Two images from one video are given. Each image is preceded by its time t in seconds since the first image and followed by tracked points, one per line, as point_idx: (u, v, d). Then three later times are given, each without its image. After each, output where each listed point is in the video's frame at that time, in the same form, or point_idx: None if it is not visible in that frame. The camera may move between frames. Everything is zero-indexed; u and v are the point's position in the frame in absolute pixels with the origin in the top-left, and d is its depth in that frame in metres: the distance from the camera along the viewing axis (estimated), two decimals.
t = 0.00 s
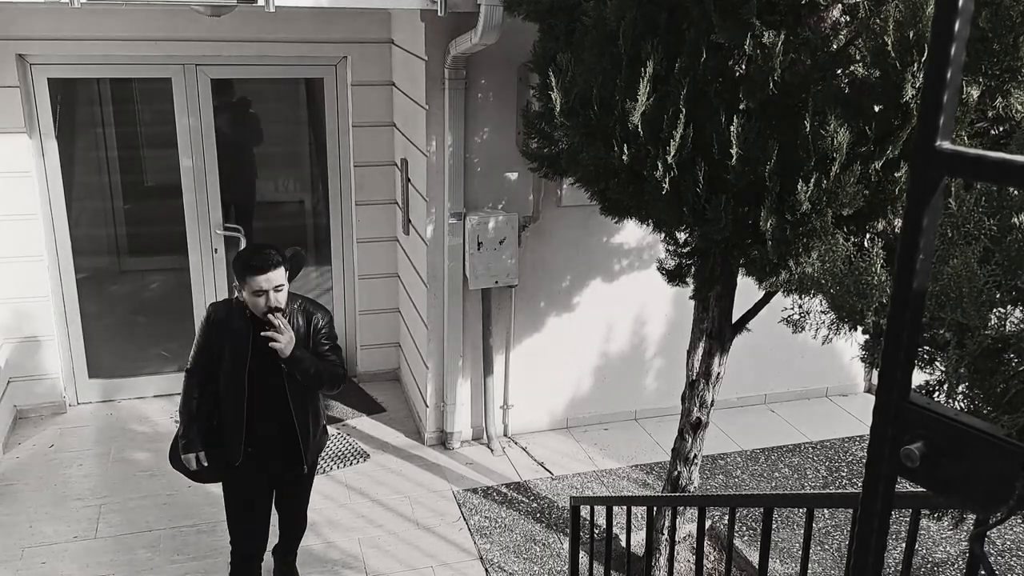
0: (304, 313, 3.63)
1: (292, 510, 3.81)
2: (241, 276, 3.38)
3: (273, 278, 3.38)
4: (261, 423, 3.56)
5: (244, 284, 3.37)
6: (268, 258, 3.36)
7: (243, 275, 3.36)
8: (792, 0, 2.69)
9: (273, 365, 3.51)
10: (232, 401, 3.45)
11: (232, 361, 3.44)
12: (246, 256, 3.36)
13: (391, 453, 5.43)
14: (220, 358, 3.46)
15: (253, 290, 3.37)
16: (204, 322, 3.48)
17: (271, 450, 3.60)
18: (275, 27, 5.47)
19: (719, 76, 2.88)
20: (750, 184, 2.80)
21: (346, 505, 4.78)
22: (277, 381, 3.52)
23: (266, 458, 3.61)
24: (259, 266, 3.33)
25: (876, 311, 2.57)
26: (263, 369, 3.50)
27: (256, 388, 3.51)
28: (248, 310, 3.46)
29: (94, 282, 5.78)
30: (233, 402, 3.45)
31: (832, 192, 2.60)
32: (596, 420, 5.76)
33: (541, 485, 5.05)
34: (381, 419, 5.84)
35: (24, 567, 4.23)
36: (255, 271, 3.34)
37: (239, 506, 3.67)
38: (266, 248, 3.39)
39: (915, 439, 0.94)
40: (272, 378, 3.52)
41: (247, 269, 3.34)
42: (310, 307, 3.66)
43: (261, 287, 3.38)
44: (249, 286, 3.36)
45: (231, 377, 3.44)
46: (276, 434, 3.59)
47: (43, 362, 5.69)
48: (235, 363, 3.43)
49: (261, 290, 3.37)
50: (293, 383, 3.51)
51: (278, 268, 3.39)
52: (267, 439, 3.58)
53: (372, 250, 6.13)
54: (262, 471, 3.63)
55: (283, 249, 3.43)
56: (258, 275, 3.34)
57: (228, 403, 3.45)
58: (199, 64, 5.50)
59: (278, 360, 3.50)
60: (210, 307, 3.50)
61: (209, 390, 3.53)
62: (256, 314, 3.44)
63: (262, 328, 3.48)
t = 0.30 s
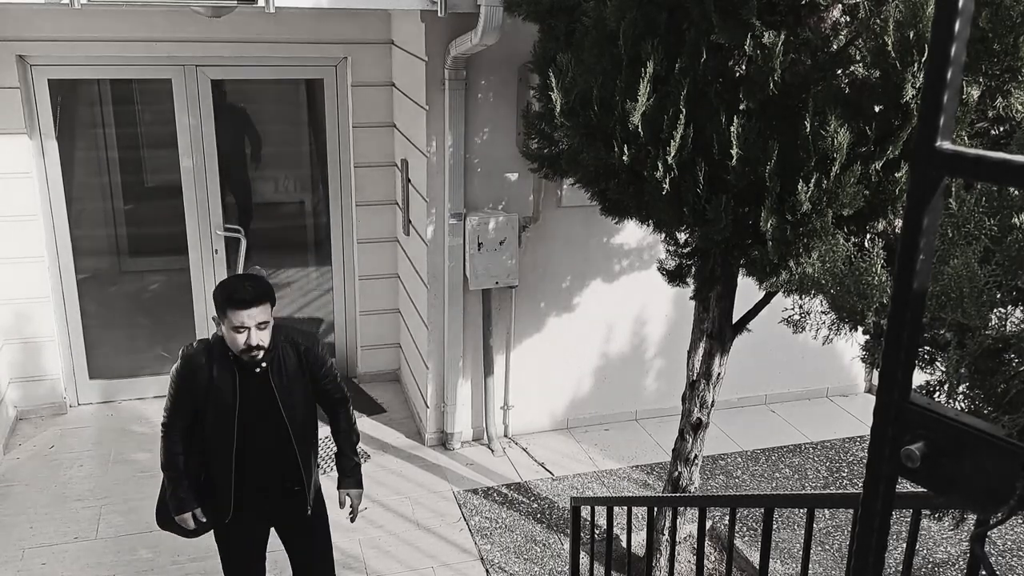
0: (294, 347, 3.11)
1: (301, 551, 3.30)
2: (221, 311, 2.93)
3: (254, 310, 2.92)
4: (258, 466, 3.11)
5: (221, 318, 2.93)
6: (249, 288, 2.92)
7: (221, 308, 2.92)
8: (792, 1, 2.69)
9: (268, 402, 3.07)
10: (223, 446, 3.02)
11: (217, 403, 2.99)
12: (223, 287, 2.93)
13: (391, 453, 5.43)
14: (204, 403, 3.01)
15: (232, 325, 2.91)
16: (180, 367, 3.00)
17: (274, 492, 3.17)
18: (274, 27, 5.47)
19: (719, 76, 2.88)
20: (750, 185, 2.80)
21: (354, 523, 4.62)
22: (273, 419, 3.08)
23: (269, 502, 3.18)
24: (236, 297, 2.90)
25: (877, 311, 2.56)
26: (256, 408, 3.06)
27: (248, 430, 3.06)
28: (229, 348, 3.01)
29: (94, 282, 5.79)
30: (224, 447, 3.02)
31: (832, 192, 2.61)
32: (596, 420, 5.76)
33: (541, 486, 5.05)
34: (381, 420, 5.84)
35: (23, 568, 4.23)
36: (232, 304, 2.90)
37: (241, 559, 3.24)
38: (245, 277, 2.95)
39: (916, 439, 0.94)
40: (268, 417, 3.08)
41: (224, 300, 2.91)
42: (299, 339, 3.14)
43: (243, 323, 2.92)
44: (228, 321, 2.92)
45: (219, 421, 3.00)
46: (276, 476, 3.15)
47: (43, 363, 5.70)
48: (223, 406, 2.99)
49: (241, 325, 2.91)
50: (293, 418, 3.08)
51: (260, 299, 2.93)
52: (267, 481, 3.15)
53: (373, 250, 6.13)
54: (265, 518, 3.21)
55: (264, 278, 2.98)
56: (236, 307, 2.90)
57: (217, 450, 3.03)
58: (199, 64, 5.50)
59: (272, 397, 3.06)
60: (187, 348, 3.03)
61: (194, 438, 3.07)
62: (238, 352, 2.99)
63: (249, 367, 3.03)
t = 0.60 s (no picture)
0: (318, 385, 2.92)
1: None
2: (254, 344, 2.71)
3: (295, 345, 2.72)
4: (268, 499, 2.91)
5: (256, 350, 2.71)
6: (288, 320, 2.74)
7: (256, 339, 2.70)
8: None
9: (285, 435, 2.85)
10: (234, 483, 2.77)
11: (229, 439, 2.75)
12: (259, 318, 2.72)
13: (391, 448, 5.44)
14: (211, 438, 2.76)
15: (269, 359, 2.70)
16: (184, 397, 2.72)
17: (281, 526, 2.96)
18: (274, 23, 5.46)
19: (720, 72, 2.88)
20: (750, 181, 2.80)
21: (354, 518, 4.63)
22: (288, 450, 2.87)
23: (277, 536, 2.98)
24: (280, 329, 2.70)
25: (877, 307, 2.56)
26: (266, 438, 2.83)
27: (260, 464, 2.83)
28: (255, 383, 2.78)
29: (94, 278, 5.79)
30: (235, 483, 2.77)
31: (832, 188, 2.61)
32: (596, 415, 5.77)
33: (540, 481, 5.07)
34: (381, 415, 5.85)
35: (24, 562, 4.24)
36: (274, 336, 2.69)
37: None
38: (285, 309, 2.77)
39: (915, 435, 0.94)
40: (284, 448, 2.86)
41: (262, 332, 2.70)
42: (323, 378, 2.95)
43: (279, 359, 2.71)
44: (263, 355, 2.70)
45: (230, 458, 2.75)
46: (289, 506, 2.96)
47: (43, 358, 5.70)
48: (236, 442, 2.75)
49: (279, 359, 2.70)
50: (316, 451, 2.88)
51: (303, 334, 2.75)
52: (277, 513, 2.94)
53: (373, 246, 6.13)
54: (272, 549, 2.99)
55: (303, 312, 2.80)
56: (276, 340, 2.69)
57: (227, 488, 2.78)
58: (199, 59, 5.49)
59: (292, 430, 2.84)
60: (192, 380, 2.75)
61: (196, 473, 2.83)
62: (266, 388, 2.77)
63: (274, 404, 2.80)
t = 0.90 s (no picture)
0: (367, 408, 2.59)
1: None
2: (304, 350, 2.43)
3: (345, 354, 2.42)
4: (287, 518, 2.61)
5: (303, 356, 2.43)
6: (341, 323, 2.44)
7: (305, 343, 2.42)
8: None
9: (316, 454, 2.54)
10: (253, 496, 2.51)
11: (254, 447, 2.48)
12: (308, 321, 2.45)
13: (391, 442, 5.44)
14: (235, 442, 2.50)
15: (317, 369, 2.41)
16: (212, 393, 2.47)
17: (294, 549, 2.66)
18: (273, 15, 5.44)
19: (720, 65, 2.87)
20: (750, 174, 2.80)
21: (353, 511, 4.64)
22: (317, 472, 2.56)
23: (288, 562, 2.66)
24: (330, 335, 2.41)
25: (877, 300, 2.56)
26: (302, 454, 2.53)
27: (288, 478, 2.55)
28: (302, 394, 2.50)
29: (93, 271, 5.79)
30: (255, 497, 2.51)
31: (832, 181, 2.61)
32: (596, 409, 5.78)
33: (540, 474, 5.07)
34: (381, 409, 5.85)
35: (24, 555, 4.25)
36: (323, 342, 2.40)
37: None
38: (339, 315, 2.48)
39: (914, 428, 0.95)
40: (314, 469, 2.55)
41: (311, 337, 2.41)
42: (374, 399, 2.62)
43: (330, 367, 2.41)
44: (313, 362, 2.41)
45: (253, 466, 2.49)
46: (307, 532, 2.65)
47: (43, 351, 5.71)
48: (261, 452, 2.48)
49: (327, 369, 2.41)
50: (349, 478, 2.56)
51: (355, 341, 2.45)
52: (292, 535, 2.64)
53: (373, 239, 6.12)
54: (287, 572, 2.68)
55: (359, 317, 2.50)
56: (324, 346, 2.40)
57: (245, 499, 2.53)
58: (198, 52, 5.48)
59: (326, 450, 2.54)
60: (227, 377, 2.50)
61: (211, 477, 2.57)
62: (315, 399, 2.47)
63: (319, 420, 2.51)
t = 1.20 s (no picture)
0: (359, 381, 2.54)
1: None
2: (270, 321, 2.41)
3: (309, 317, 2.40)
4: (287, 506, 2.57)
5: (270, 326, 2.42)
6: (303, 287, 2.44)
7: (270, 315, 2.41)
8: None
9: (314, 440, 2.50)
10: (252, 489, 2.47)
11: (249, 439, 2.44)
12: (269, 290, 2.44)
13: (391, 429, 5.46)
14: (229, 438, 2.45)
15: (285, 336, 2.39)
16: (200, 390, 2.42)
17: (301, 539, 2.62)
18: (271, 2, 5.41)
19: (720, 53, 2.86)
20: (750, 162, 2.80)
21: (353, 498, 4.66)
22: (315, 459, 2.52)
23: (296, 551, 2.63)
24: (291, 297, 2.40)
25: (875, 289, 2.57)
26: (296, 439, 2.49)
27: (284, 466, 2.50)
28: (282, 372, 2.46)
29: (92, 259, 5.79)
30: (255, 490, 2.47)
31: (832, 169, 2.61)
32: (595, 397, 5.80)
33: (540, 462, 5.09)
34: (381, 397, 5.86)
35: (24, 542, 4.26)
36: (285, 307, 2.39)
37: None
38: (301, 278, 2.47)
39: (913, 416, 0.95)
40: (312, 455, 2.51)
41: (274, 304, 2.41)
42: (366, 371, 2.56)
43: (299, 331, 2.39)
44: (282, 330, 2.39)
45: (249, 460, 2.45)
46: (313, 517, 2.62)
47: (42, 338, 5.71)
48: (257, 442, 2.44)
49: (295, 335, 2.38)
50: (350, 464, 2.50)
51: (320, 302, 2.43)
52: (298, 526, 2.60)
53: (372, 227, 6.11)
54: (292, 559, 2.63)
55: (322, 279, 2.49)
56: (286, 309, 2.39)
57: (245, 495, 2.48)
58: (196, 39, 5.45)
59: (324, 435, 2.50)
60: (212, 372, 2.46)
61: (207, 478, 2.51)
62: (295, 374, 2.42)
63: (308, 398, 2.47)
